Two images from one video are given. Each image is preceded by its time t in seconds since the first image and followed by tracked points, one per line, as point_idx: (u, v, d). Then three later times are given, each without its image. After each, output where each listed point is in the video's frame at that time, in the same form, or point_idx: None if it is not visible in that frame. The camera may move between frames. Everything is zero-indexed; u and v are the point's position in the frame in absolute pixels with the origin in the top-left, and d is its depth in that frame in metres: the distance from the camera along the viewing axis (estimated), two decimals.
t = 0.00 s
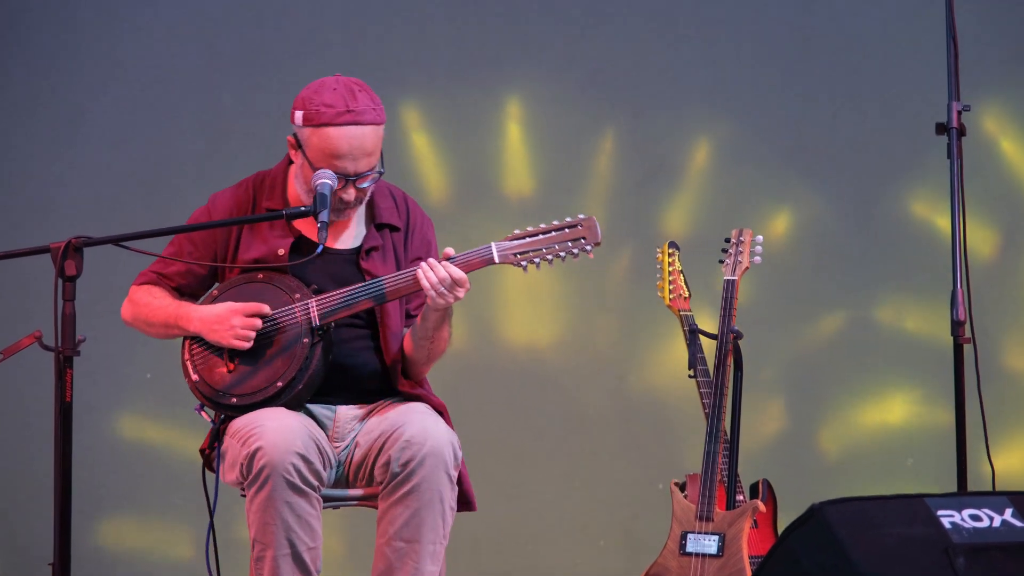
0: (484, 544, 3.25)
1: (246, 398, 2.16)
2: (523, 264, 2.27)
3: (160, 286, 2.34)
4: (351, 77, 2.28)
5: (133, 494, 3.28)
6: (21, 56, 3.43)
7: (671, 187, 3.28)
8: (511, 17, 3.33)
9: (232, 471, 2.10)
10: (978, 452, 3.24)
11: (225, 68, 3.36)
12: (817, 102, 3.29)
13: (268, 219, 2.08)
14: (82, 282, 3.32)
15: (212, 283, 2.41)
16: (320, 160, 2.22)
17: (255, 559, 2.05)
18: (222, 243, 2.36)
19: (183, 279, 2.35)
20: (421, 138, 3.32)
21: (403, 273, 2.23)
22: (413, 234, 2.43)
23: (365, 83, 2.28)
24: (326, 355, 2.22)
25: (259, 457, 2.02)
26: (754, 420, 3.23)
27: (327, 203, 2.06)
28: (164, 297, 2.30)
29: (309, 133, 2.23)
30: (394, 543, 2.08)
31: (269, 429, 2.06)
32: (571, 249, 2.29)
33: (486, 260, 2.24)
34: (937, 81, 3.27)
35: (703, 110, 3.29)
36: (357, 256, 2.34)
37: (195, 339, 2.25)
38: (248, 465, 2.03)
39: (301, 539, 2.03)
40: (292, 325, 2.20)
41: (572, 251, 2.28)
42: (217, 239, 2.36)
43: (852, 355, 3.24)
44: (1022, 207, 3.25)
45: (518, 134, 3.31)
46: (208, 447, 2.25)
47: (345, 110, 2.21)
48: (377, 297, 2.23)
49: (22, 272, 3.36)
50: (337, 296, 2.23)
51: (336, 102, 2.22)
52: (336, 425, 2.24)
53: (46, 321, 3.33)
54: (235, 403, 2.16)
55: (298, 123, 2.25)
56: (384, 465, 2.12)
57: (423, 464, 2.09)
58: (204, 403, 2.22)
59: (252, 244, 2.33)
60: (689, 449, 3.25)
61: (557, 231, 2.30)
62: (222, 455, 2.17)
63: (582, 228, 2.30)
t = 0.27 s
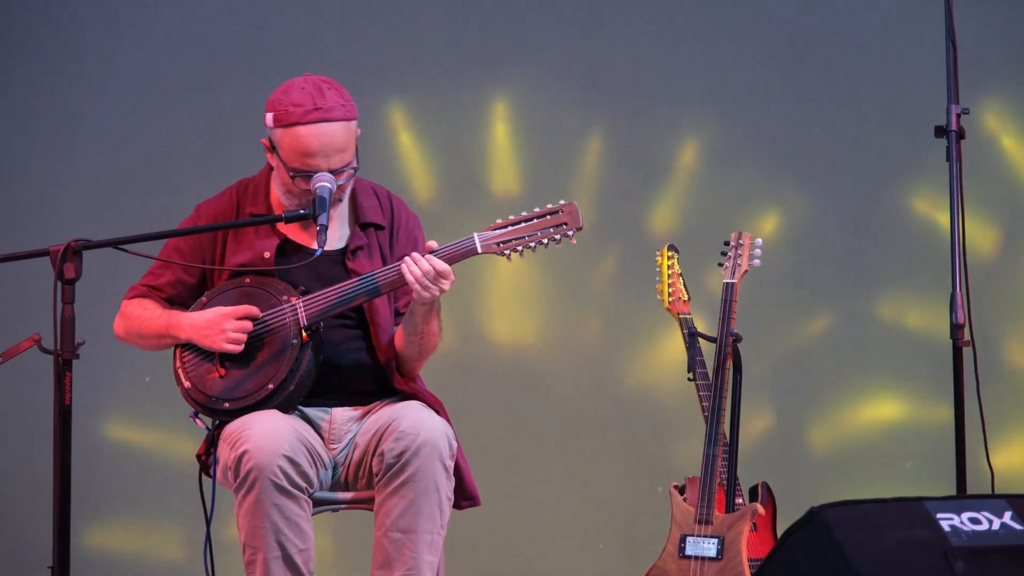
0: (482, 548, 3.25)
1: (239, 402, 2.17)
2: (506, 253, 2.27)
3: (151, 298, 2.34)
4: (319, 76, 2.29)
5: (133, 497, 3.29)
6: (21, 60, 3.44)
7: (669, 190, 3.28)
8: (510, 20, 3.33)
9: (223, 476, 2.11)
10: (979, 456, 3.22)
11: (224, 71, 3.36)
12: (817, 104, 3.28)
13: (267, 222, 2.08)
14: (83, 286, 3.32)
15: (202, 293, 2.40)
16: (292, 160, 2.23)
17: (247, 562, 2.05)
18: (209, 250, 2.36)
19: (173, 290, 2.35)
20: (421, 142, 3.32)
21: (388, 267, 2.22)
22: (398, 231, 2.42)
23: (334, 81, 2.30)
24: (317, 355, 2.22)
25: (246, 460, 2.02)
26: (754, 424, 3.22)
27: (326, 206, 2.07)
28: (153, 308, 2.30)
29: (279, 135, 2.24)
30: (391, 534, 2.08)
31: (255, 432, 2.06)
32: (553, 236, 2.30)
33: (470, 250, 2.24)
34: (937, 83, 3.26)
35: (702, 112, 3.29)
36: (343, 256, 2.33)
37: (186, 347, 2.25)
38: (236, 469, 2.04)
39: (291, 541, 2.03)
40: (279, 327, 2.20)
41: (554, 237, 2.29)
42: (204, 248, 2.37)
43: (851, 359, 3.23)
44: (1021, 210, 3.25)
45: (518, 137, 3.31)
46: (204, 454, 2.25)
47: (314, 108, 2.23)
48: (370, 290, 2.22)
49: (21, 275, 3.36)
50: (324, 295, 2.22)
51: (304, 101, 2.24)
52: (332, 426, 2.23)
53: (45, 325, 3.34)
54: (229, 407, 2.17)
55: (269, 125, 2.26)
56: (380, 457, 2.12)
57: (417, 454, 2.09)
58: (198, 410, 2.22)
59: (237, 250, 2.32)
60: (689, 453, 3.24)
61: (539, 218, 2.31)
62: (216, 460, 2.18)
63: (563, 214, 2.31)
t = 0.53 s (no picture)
0: (481, 550, 3.26)
1: (237, 407, 2.16)
2: (495, 241, 2.28)
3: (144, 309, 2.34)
4: (294, 74, 2.31)
5: (132, 500, 3.29)
6: (26, 66, 3.48)
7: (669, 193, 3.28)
8: (510, 24, 3.34)
9: (224, 479, 2.11)
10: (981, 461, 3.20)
11: (225, 75, 3.38)
12: (818, 105, 3.26)
13: (269, 225, 2.08)
14: (84, 289, 3.33)
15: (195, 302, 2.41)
16: (272, 159, 2.22)
17: (247, 566, 2.05)
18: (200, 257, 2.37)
19: (165, 299, 2.35)
20: (421, 146, 3.33)
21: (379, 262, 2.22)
22: (387, 228, 2.42)
23: (309, 78, 2.31)
24: (313, 355, 2.23)
25: (246, 463, 2.02)
26: (754, 426, 3.22)
27: (326, 209, 2.06)
28: (147, 317, 2.30)
29: (258, 135, 2.24)
30: (394, 528, 2.07)
31: (256, 435, 2.06)
32: (541, 220, 2.30)
33: (458, 241, 2.25)
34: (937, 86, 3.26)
35: (702, 115, 3.28)
36: (333, 255, 2.33)
37: (181, 355, 2.25)
38: (236, 472, 2.04)
39: (291, 544, 2.03)
40: (274, 330, 2.20)
41: (542, 222, 2.29)
42: (194, 255, 2.37)
43: (853, 361, 3.21)
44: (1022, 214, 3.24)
45: (518, 141, 3.31)
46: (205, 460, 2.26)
47: (289, 105, 2.24)
48: (366, 284, 2.22)
49: (22, 279, 3.37)
50: (317, 294, 2.22)
51: (280, 100, 2.25)
52: (332, 430, 2.23)
53: (45, 328, 3.34)
54: (227, 413, 2.16)
55: (247, 127, 2.27)
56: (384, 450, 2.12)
57: (421, 446, 2.09)
58: (197, 417, 2.22)
59: (228, 255, 2.33)
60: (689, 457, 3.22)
61: (527, 204, 2.31)
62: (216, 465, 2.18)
63: (550, 199, 2.31)
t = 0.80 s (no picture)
0: (481, 556, 3.25)
1: (232, 413, 2.17)
2: (487, 241, 2.28)
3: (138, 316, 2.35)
4: (294, 85, 2.29)
5: (132, 505, 3.29)
6: (23, 70, 3.47)
7: (668, 198, 3.28)
8: (509, 29, 3.34)
9: (221, 483, 2.11)
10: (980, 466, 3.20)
11: (225, 80, 3.38)
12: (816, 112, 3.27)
13: (266, 230, 2.09)
14: (83, 294, 3.33)
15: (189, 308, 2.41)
16: (275, 173, 2.23)
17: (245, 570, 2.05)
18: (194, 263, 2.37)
19: (159, 306, 2.36)
20: (421, 150, 3.32)
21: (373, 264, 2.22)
22: (382, 233, 2.42)
23: (309, 89, 2.30)
24: (308, 360, 2.23)
25: (242, 467, 2.02)
26: (753, 431, 3.22)
27: (326, 213, 2.07)
28: (140, 325, 2.30)
29: (260, 148, 2.24)
30: (389, 550, 2.09)
31: (252, 439, 2.06)
32: (533, 219, 2.30)
33: (451, 242, 2.25)
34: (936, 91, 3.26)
35: (701, 120, 3.28)
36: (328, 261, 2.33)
37: (175, 362, 2.25)
38: (232, 477, 2.04)
39: (288, 548, 2.03)
40: (269, 335, 2.20)
41: (534, 221, 2.29)
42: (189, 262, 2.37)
43: (850, 366, 3.23)
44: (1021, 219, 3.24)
45: (517, 145, 3.31)
46: (202, 465, 2.25)
47: (292, 120, 2.23)
48: (362, 286, 2.22)
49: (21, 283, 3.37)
50: (312, 299, 2.22)
51: (282, 113, 2.24)
52: (329, 433, 2.23)
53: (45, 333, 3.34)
54: (223, 419, 2.16)
55: (248, 139, 2.26)
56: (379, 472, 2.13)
57: (417, 470, 2.09)
58: (192, 424, 2.22)
59: (220, 262, 2.33)
60: (688, 462, 3.23)
61: (519, 203, 2.31)
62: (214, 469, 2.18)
63: (542, 197, 2.31)
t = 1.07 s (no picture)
0: (481, 561, 3.24)
1: (235, 416, 2.17)
2: (492, 249, 2.28)
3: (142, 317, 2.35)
4: (284, 85, 2.32)
5: (133, 510, 3.29)
6: (23, 74, 3.46)
7: (668, 202, 3.28)
8: (508, 33, 3.34)
9: (221, 486, 2.11)
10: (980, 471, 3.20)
11: (225, 84, 3.39)
12: (816, 117, 3.28)
13: (264, 234, 2.08)
14: (84, 298, 3.33)
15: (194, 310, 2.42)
16: (263, 171, 2.23)
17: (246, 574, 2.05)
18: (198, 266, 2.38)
19: (163, 308, 2.36)
20: (421, 155, 3.32)
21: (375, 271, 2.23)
22: (385, 236, 2.42)
23: (299, 89, 2.33)
24: (310, 363, 2.23)
25: (243, 472, 2.02)
26: (753, 436, 3.22)
27: (325, 218, 2.07)
28: (145, 326, 2.31)
29: (249, 147, 2.25)
30: (391, 546, 2.09)
31: (253, 443, 2.06)
32: (538, 228, 2.31)
33: (456, 249, 2.25)
34: (935, 96, 3.26)
35: (700, 126, 3.28)
36: (331, 265, 2.34)
37: (179, 364, 2.25)
38: (232, 481, 2.04)
39: (289, 552, 2.03)
40: (271, 338, 2.20)
41: (539, 230, 2.30)
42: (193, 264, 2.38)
43: (851, 371, 3.23)
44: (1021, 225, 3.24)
45: (518, 150, 3.31)
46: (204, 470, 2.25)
47: (277, 117, 2.25)
48: (364, 293, 2.22)
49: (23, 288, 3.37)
50: (315, 304, 2.23)
51: (268, 111, 2.26)
52: (331, 438, 2.23)
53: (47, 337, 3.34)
54: (225, 422, 2.17)
55: (238, 140, 2.29)
56: (382, 468, 2.12)
57: (420, 467, 2.09)
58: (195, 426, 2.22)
59: (226, 265, 2.33)
60: (688, 466, 3.22)
61: (524, 211, 2.32)
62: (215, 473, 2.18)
63: (547, 206, 2.32)
